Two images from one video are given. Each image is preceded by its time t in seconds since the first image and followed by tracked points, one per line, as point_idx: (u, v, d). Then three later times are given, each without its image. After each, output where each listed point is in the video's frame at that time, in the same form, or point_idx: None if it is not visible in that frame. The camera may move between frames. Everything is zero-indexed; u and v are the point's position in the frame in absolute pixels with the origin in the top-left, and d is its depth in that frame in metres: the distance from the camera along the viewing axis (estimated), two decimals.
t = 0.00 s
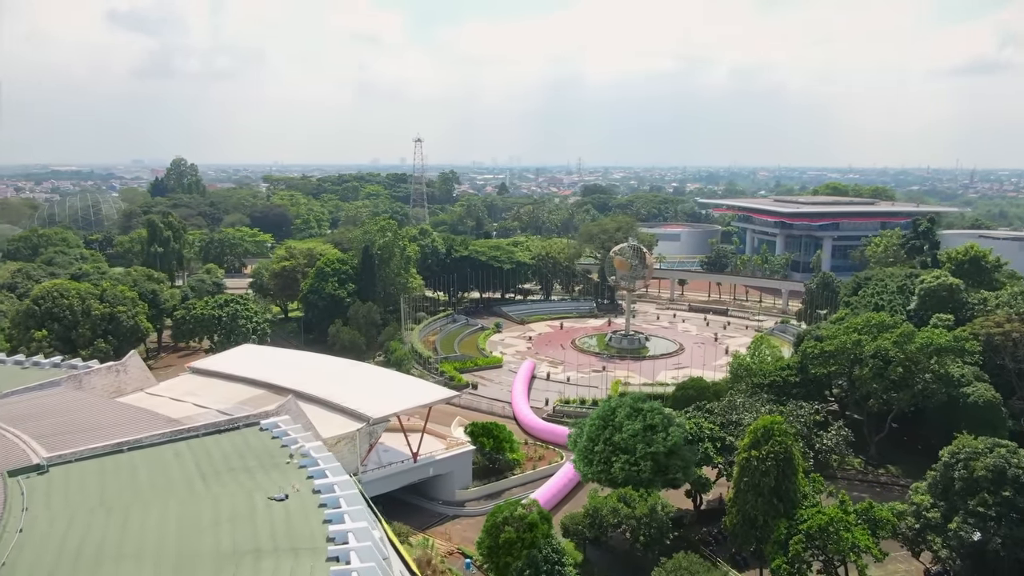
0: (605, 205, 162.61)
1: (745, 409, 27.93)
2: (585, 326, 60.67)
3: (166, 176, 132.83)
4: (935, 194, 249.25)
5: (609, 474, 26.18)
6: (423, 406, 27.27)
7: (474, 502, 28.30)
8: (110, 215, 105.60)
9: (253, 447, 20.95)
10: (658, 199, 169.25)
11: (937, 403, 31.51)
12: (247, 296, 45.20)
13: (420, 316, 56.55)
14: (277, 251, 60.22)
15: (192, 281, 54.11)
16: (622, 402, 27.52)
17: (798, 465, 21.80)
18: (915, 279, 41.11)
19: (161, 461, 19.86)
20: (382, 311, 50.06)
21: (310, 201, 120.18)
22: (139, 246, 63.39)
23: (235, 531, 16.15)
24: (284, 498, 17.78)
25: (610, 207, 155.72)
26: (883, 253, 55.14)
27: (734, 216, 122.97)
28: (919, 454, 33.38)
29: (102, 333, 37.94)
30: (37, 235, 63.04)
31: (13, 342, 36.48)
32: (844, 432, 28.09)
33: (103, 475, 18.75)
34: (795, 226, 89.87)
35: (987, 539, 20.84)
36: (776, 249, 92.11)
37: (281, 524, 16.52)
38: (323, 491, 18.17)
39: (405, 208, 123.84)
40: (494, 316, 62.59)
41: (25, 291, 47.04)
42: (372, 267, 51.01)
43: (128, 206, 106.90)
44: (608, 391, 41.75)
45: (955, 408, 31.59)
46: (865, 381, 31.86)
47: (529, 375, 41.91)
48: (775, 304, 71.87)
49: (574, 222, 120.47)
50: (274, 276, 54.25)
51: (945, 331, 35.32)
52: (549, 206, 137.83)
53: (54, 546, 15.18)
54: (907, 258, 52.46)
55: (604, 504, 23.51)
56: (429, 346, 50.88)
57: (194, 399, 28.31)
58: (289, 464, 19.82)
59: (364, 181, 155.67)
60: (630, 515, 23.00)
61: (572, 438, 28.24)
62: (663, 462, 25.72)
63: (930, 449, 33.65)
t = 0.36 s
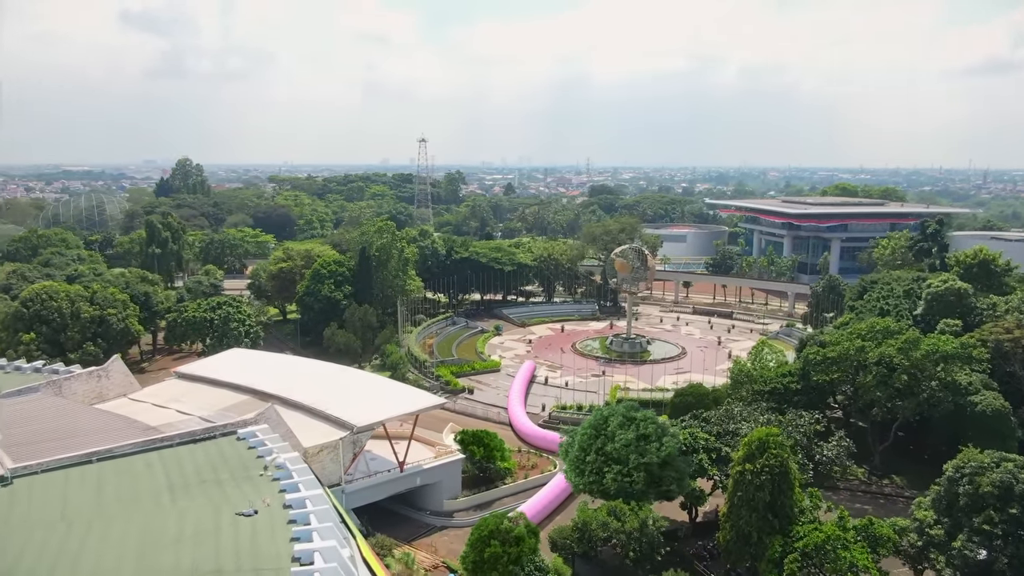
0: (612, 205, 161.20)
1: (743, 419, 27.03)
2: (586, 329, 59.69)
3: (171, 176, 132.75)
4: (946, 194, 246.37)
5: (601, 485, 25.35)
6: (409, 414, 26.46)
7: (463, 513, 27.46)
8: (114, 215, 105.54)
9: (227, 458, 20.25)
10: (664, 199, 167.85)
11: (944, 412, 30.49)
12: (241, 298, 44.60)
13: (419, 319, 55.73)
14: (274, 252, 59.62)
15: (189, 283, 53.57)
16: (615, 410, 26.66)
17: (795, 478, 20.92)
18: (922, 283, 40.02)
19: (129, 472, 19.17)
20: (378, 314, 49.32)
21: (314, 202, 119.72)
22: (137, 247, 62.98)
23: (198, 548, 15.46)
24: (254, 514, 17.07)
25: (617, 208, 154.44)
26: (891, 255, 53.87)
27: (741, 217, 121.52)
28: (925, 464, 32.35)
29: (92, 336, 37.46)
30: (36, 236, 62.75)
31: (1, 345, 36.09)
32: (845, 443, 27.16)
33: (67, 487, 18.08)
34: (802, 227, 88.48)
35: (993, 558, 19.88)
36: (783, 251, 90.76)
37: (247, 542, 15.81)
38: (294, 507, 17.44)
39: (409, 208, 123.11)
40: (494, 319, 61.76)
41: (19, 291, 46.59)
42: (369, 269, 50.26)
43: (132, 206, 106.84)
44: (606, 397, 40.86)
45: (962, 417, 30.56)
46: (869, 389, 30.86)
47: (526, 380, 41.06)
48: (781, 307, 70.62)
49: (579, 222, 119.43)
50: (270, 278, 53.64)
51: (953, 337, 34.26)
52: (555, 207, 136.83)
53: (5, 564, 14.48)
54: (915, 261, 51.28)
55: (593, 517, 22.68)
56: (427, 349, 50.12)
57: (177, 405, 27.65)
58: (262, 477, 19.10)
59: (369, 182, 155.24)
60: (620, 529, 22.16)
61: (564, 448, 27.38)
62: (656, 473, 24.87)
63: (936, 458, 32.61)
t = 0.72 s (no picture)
0: (615, 205, 160.10)
1: (736, 428, 26.12)
2: (584, 332, 58.77)
3: (173, 176, 132.46)
4: (954, 195, 244.31)
5: (588, 497, 24.47)
6: (392, 423, 25.60)
7: (447, 523, 26.63)
8: (114, 215, 105.27)
9: (195, 470, 19.49)
10: (667, 199, 166.73)
11: (946, 422, 29.48)
12: (230, 301, 43.97)
13: (413, 322, 54.95)
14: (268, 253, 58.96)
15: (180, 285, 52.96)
16: (604, 419, 25.79)
17: (787, 493, 20.00)
18: (925, 287, 38.96)
19: (90, 486, 18.44)
20: (371, 317, 48.56)
21: (314, 202, 119.21)
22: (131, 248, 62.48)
23: (152, 567, 14.71)
24: (215, 531, 16.29)
25: (620, 208, 153.55)
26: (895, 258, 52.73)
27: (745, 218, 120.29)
28: (926, 474, 31.37)
29: (76, 339, 36.86)
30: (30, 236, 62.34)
31: None
32: (842, 454, 26.23)
33: (24, 501, 17.38)
34: (806, 229, 87.28)
35: None
36: (787, 252, 89.60)
37: (204, 561, 15.04)
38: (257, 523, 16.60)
39: (410, 208, 122.39)
40: (491, 322, 60.93)
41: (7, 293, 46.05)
42: (362, 271, 49.51)
43: (132, 206, 106.58)
44: (601, 402, 39.97)
45: (965, 427, 29.53)
46: (868, 398, 29.87)
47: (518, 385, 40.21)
48: (784, 310, 69.55)
49: (581, 223, 118.46)
50: (263, 280, 52.96)
51: (956, 343, 33.24)
52: (557, 207, 135.91)
53: None
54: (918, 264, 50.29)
55: (577, 532, 21.81)
56: (420, 353, 49.34)
57: (155, 412, 26.94)
58: (228, 491, 18.29)
59: (371, 182, 154.65)
60: (605, 544, 21.30)
61: (551, 457, 26.47)
62: (645, 485, 23.98)
63: (939, 468, 31.58)
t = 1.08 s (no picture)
0: (619, 206, 158.97)
1: (730, 439, 25.19)
2: (582, 335, 57.85)
3: (175, 176, 132.16)
4: (962, 195, 242.32)
5: (575, 510, 23.56)
6: (372, 431, 24.80)
7: (431, 535, 25.82)
8: (115, 215, 104.94)
9: (160, 483, 18.71)
10: (672, 199, 165.48)
11: (949, 432, 28.46)
12: (220, 304, 43.29)
13: (408, 324, 54.17)
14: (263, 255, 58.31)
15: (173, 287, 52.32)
16: (592, 428, 24.90)
17: (779, 510, 19.05)
18: (929, 291, 37.99)
19: (49, 499, 17.70)
20: (364, 319, 47.80)
21: (316, 202, 118.67)
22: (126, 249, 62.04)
23: None
24: (172, 549, 15.49)
25: (624, 209, 152.49)
26: (899, 261, 51.73)
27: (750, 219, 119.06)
28: (929, 485, 30.36)
29: (61, 342, 36.20)
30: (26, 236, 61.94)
31: None
32: (840, 466, 25.30)
33: None
34: (811, 230, 86.13)
35: None
36: (791, 254, 88.44)
37: None
38: (217, 541, 15.79)
39: (412, 209, 121.69)
40: (489, 324, 60.10)
41: None
42: (355, 273, 48.76)
43: (133, 206, 106.16)
44: (596, 408, 39.09)
45: (969, 437, 28.50)
46: (868, 406, 28.87)
47: (512, 390, 39.34)
48: (786, 313, 68.47)
49: (584, 223, 117.44)
50: (256, 281, 52.33)
51: (961, 349, 32.23)
52: (560, 207, 134.94)
53: None
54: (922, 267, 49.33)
55: (561, 548, 20.95)
56: (414, 357, 48.56)
57: (132, 419, 26.22)
58: (192, 506, 17.50)
59: (374, 182, 154.03)
60: (590, 561, 20.43)
61: (537, 468, 25.57)
62: (634, 498, 23.09)
63: (943, 478, 30.56)
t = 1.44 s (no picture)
0: (623, 207, 157.83)
1: (722, 450, 24.28)
2: (580, 338, 56.91)
3: (178, 176, 131.89)
4: (971, 196, 240.14)
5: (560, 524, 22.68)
6: (352, 440, 23.95)
7: (413, 548, 24.97)
8: (115, 216, 104.60)
9: (121, 496, 17.97)
10: (676, 200, 164.21)
11: (952, 443, 27.46)
12: (208, 307, 42.62)
13: (403, 327, 53.38)
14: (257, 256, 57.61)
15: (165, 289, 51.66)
16: (578, 438, 24.01)
17: (770, 528, 18.14)
18: (932, 296, 36.96)
19: (3, 514, 17.00)
20: (356, 322, 47.03)
21: (317, 203, 118.05)
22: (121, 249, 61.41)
23: None
24: (123, 570, 14.73)
25: (628, 209, 151.38)
26: (904, 264, 50.62)
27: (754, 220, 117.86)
28: (930, 497, 29.36)
29: (44, 346, 35.55)
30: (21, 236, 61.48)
31: None
32: (837, 478, 24.32)
33: None
34: (816, 232, 84.91)
35: None
36: (796, 255, 87.20)
37: None
38: (172, 561, 14.98)
39: (414, 209, 120.94)
40: (486, 327, 59.24)
41: None
42: (348, 274, 47.97)
43: (134, 206, 105.96)
44: (590, 414, 38.18)
45: (973, 448, 27.50)
46: (868, 415, 27.86)
47: (504, 395, 38.48)
48: (790, 316, 67.33)
49: (587, 224, 116.37)
50: (249, 283, 51.64)
51: (966, 356, 31.21)
52: (563, 208, 133.96)
53: None
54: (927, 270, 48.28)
55: (543, 564, 20.08)
56: (407, 360, 47.75)
57: (106, 426, 25.47)
58: (150, 522, 16.72)
59: (377, 182, 153.40)
60: None
61: (522, 479, 24.63)
62: (621, 512, 22.21)
63: (946, 490, 29.53)
